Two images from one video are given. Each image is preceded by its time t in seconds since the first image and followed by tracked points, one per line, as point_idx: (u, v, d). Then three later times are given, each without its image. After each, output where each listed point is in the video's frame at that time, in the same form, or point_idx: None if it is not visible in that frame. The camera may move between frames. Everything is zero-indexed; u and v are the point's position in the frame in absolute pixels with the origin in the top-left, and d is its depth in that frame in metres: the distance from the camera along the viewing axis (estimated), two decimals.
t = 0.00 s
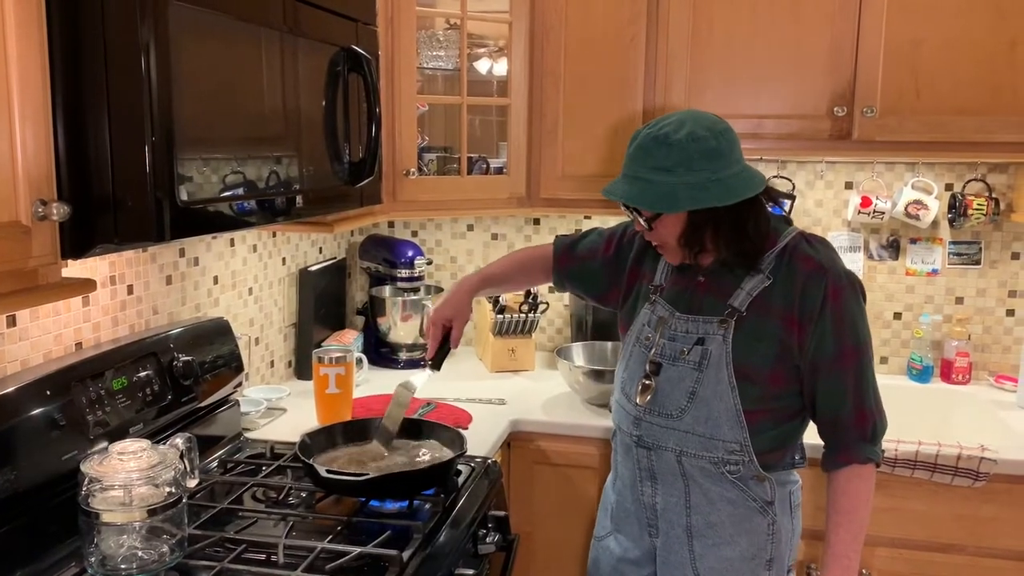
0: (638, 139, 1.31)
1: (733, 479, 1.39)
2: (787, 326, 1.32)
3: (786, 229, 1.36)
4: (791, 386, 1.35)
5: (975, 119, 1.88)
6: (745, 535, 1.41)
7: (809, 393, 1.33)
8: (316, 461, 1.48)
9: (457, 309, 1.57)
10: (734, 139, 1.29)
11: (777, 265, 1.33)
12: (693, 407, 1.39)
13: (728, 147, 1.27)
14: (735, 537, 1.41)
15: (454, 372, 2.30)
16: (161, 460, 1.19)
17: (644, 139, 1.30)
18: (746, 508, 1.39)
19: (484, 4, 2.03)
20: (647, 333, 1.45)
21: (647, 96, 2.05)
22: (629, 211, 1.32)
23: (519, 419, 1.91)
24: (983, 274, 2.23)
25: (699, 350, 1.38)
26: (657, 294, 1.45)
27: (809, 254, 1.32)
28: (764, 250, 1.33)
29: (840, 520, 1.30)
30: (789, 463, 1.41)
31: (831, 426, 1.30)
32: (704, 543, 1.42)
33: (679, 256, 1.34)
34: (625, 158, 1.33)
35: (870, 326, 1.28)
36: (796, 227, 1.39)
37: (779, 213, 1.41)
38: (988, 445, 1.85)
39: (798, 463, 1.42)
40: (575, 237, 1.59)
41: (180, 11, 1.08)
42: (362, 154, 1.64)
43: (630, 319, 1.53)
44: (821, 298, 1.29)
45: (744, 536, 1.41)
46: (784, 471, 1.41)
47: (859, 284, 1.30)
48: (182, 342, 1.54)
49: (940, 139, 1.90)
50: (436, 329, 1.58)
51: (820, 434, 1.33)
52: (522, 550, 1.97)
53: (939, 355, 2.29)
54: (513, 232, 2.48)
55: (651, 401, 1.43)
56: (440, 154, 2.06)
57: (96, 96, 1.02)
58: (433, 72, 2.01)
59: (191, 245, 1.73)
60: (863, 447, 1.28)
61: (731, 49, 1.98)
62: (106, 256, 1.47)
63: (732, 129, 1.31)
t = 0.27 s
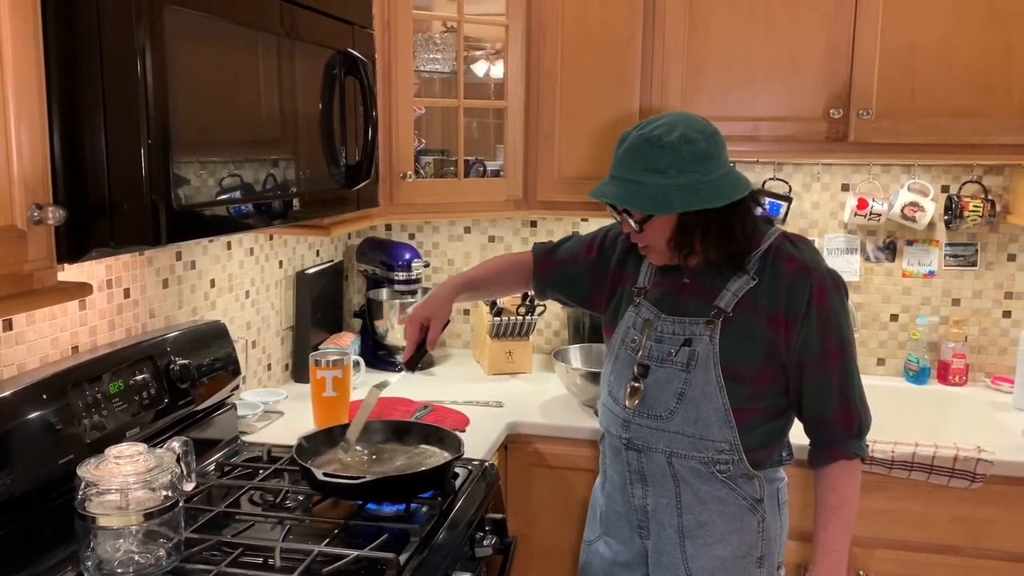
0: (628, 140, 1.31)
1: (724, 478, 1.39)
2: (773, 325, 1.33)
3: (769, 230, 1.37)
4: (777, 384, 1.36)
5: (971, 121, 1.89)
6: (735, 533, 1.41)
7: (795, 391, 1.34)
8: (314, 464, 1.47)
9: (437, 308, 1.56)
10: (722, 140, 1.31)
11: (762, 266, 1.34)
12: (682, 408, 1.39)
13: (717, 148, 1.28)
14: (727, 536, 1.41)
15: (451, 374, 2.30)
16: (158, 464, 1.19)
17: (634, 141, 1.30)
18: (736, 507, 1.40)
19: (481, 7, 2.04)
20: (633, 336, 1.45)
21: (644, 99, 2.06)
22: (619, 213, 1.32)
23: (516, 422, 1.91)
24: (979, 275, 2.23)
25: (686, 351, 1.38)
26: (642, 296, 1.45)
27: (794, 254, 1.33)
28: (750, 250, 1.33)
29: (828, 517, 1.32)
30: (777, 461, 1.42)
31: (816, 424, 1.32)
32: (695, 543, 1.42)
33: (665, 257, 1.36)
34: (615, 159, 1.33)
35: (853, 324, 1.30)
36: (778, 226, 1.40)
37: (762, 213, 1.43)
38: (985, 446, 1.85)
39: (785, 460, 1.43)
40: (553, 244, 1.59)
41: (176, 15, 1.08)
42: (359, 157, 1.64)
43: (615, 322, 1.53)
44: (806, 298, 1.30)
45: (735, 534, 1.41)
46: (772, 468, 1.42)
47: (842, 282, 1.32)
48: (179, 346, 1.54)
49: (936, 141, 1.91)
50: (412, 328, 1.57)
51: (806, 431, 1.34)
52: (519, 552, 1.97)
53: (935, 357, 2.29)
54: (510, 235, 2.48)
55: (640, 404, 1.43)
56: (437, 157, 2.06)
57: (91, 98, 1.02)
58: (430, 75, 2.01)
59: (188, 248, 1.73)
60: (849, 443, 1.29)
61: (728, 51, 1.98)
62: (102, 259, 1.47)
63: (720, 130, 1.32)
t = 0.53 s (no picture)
0: (610, 145, 1.31)
1: (714, 478, 1.40)
2: (757, 324, 1.33)
3: (747, 230, 1.38)
4: (762, 383, 1.36)
5: (967, 125, 1.89)
6: (727, 531, 1.41)
7: (780, 389, 1.35)
8: (311, 468, 1.47)
9: (420, 329, 1.52)
10: (701, 144, 1.32)
11: (744, 266, 1.35)
12: (671, 410, 1.39)
13: (698, 152, 1.29)
14: (718, 535, 1.41)
15: (448, 378, 2.30)
16: (155, 468, 1.19)
17: (616, 146, 1.30)
18: (727, 505, 1.40)
19: (478, 11, 2.04)
20: (619, 339, 1.45)
21: (641, 102, 2.06)
22: (603, 219, 1.32)
23: (514, 425, 1.91)
24: (975, 278, 2.23)
25: (674, 353, 1.38)
26: (625, 300, 1.45)
27: (775, 253, 1.34)
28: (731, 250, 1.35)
29: (812, 512, 1.33)
30: (766, 457, 1.41)
31: (800, 420, 1.32)
32: (688, 543, 1.42)
33: (650, 260, 1.36)
34: (596, 164, 1.32)
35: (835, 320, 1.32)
36: (757, 227, 1.41)
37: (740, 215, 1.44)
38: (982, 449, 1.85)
39: (772, 456, 1.42)
40: (531, 252, 1.58)
41: (172, 19, 1.08)
42: (355, 161, 1.64)
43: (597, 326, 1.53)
44: (789, 296, 1.31)
45: (726, 532, 1.41)
46: (760, 465, 1.42)
47: (823, 280, 1.33)
48: (176, 350, 1.54)
49: (933, 144, 1.91)
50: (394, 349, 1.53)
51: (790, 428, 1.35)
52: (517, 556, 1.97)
53: (932, 360, 2.29)
54: (507, 238, 2.48)
55: (629, 407, 1.43)
56: (435, 160, 2.06)
57: (87, 104, 1.02)
58: (427, 79, 2.01)
59: (185, 253, 1.73)
60: (833, 437, 1.30)
61: (725, 55, 1.98)
62: (99, 264, 1.47)
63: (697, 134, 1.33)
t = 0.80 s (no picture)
0: (604, 152, 1.31)
1: (710, 481, 1.40)
2: (753, 327, 1.33)
3: (740, 234, 1.37)
4: (757, 385, 1.37)
5: (963, 128, 1.89)
6: (723, 534, 1.41)
7: (774, 391, 1.35)
8: (307, 471, 1.47)
9: (427, 345, 1.48)
10: (694, 149, 1.32)
11: (739, 269, 1.35)
12: (667, 414, 1.40)
13: (691, 157, 1.29)
14: (714, 537, 1.41)
15: (446, 381, 2.30)
16: (152, 472, 1.19)
17: (610, 153, 1.30)
18: (723, 508, 1.40)
19: (476, 15, 2.04)
20: (613, 343, 1.45)
21: (638, 106, 2.06)
22: (598, 225, 1.32)
23: (512, 428, 1.90)
24: (972, 281, 2.24)
25: (670, 357, 1.38)
26: (617, 303, 1.46)
27: (769, 256, 1.34)
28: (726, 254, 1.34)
29: (807, 511, 1.34)
30: (760, 458, 1.42)
31: (794, 421, 1.33)
32: (684, 546, 1.42)
33: (643, 265, 1.37)
34: (590, 170, 1.32)
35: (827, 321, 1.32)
36: (749, 229, 1.40)
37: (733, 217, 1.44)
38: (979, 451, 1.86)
39: (766, 458, 1.43)
40: (522, 256, 1.56)
41: (170, 23, 1.08)
42: (353, 164, 1.64)
43: (589, 329, 1.54)
44: (784, 298, 1.31)
45: (722, 535, 1.41)
46: (754, 466, 1.42)
47: (816, 281, 1.34)
48: (174, 353, 1.54)
49: (930, 147, 1.92)
50: (399, 366, 1.48)
51: (784, 428, 1.36)
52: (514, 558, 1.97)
53: (930, 362, 2.29)
54: (505, 241, 2.48)
55: (625, 411, 1.43)
56: (432, 164, 2.06)
57: (84, 108, 1.03)
58: (425, 82, 2.02)
59: (183, 256, 1.73)
60: (826, 437, 1.32)
61: (722, 58, 1.99)
62: (97, 268, 1.47)
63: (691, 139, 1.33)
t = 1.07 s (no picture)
0: (603, 156, 1.31)
1: (710, 483, 1.40)
2: (753, 328, 1.33)
3: (740, 234, 1.37)
4: (757, 386, 1.37)
5: (961, 129, 1.90)
6: (722, 536, 1.41)
7: (775, 391, 1.35)
8: (306, 473, 1.47)
9: (437, 347, 1.47)
10: (693, 151, 1.32)
11: (739, 270, 1.35)
12: (667, 415, 1.40)
13: (691, 159, 1.30)
14: (714, 539, 1.41)
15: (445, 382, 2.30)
16: (151, 474, 1.19)
17: (609, 156, 1.30)
18: (722, 510, 1.40)
19: (474, 17, 2.05)
20: (613, 344, 1.45)
21: (636, 107, 2.07)
22: (598, 229, 1.32)
23: (510, 430, 1.90)
24: (971, 282, 2.24)
25: (669, 358, 1.38)
26: (617, 304, 1.46)
27: (769, 257, 1.34)
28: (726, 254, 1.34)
29: (809, 512, 1.34)
30: (760, 460, 1.42)
31: (795, 422, 1.33)
32: (683, 548, 1.42)
33: (644, 267, 1.37)
34: (590, 174, 1.32)
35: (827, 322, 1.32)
36: (749, 229, 1.40)
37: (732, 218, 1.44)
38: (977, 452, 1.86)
39: (766, 460, 1.43)
40: (522, 257, 1.56)
41: (169, 25, 1.08)
42: (352, 166, 1.64)
43: (588, 330, 1.54)
44: (783, 299, 1.31)
45: (721, 537, 1.41)
46: (754, 468, 1.42)
47: (815, 282, 1.34)
48: (172, 355, 1.54)
49: (928, 148, 1.92)
50: (411, 370, 1.48)
51: (784, 429, 1.36)
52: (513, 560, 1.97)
53: (928, 363, 2.30)
54: (504, 243, 2.48)
55: (625, 413, 1.43)
56: (431, 165, 2.06)
57: (83, 110, 1.03)
58: (423, 84, 2.02)
59: (181, 258, 1.73)
60: (828, 439, 1.31)
61: (720, 60, 1.99)
62: (96, 269, 1.47)
63: (690, 141, 1.33)
